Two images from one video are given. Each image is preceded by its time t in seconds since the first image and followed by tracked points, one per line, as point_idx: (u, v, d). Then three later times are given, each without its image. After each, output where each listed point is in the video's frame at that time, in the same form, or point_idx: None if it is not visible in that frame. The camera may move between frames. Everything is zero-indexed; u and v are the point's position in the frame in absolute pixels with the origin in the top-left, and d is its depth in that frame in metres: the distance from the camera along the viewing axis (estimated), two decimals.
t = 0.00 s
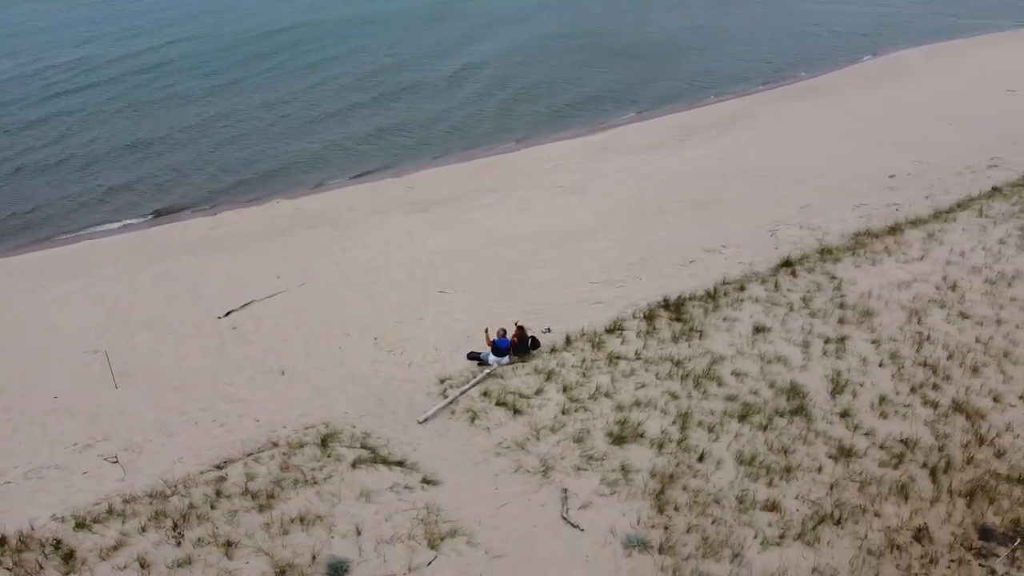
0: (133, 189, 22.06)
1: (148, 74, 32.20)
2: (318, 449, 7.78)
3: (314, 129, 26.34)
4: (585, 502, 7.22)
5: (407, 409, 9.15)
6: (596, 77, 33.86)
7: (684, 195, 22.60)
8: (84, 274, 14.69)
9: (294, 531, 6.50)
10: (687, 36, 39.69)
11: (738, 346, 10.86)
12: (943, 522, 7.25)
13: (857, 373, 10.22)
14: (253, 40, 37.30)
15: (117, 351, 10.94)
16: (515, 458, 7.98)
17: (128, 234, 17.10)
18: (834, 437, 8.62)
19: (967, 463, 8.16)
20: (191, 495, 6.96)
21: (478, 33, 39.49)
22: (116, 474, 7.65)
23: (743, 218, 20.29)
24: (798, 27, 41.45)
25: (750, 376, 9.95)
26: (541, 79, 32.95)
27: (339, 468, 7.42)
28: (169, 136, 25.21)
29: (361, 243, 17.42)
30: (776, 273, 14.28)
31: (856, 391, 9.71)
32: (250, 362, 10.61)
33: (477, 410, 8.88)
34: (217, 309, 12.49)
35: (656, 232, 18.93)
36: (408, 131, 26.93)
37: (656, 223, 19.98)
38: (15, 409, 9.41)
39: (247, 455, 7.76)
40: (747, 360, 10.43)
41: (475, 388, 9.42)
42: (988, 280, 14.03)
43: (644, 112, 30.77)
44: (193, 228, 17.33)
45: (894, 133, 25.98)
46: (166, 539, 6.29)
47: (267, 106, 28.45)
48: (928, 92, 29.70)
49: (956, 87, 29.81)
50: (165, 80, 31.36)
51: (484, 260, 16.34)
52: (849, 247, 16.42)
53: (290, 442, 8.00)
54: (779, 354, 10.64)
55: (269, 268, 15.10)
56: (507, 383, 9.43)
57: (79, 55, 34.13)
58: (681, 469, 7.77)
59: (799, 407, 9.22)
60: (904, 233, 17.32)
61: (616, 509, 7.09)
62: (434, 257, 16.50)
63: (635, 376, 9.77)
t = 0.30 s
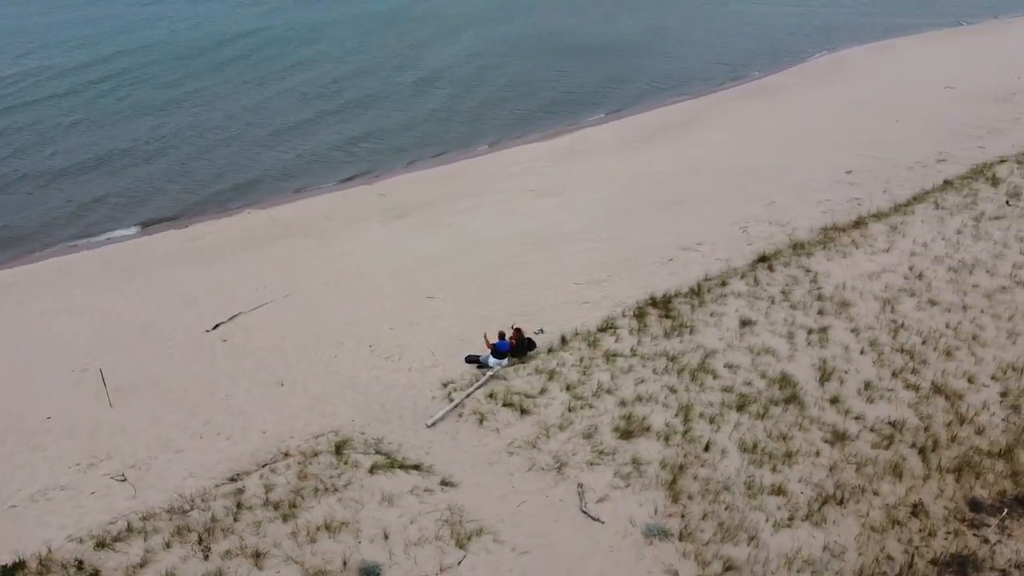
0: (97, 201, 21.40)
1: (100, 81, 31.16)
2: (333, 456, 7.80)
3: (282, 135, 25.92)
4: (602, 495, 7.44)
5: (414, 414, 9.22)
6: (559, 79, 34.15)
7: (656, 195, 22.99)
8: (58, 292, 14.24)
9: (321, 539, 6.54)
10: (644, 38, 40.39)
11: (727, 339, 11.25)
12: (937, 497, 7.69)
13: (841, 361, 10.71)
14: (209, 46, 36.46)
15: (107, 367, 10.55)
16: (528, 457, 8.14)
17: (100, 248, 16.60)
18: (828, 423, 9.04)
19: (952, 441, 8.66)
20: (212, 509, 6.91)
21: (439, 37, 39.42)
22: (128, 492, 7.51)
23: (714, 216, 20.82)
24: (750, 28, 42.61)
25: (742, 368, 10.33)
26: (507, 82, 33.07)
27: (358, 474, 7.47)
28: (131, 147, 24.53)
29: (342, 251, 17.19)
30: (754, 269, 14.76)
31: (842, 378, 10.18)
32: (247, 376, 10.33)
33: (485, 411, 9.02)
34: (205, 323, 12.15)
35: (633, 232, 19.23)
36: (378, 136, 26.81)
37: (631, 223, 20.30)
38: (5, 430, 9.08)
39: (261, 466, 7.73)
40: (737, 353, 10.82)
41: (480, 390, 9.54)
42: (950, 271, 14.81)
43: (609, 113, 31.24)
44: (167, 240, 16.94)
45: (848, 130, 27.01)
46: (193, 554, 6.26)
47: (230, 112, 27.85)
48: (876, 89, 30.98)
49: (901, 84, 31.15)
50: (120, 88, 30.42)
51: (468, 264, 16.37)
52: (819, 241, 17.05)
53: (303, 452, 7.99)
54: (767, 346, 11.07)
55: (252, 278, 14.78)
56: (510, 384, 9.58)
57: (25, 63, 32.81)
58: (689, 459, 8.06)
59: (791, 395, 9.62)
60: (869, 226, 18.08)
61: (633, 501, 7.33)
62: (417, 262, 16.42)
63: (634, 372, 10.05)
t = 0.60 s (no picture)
0: (44, 208, 20.40)
1: (34, 81, 29.60)
2: (340, 459, 7.80)
3: (239, 129, 25.05)
4: (609, 482, 7.68)
5: (412, 413, 9.26)
6: (509, 72, 34.10)
7: (617, 189, 23.14)
8: (17, 308, 13.62)
9: (341, 540, 6.58)
10: (590, 32, 40.62)
11: (707, 327, 11.66)
12: (916, 465, 8.23)
13: (815, 343, 11.25)
14: (149, 41, 35.00)
15: (87, 381, 10.24)
16: (532, 449, 8.31)
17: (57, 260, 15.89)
18: (809, 401, 9.52)
19: (924, 413, 9.27)
20: (226, 517, 6.88)
21: (388, 32, 38.74)
22: (132, 507, 7.36)
23: (675, 209, 21.20)
24: (692, 20, 43.41)
25: (723, 353, 10.75)
26: (459, 78, 32.80)
27: (369, 475, 7.51)
28: (75, 147, 23.39)
29: (315, 249, 16.80)
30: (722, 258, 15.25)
31: (818, 359, 10.70)
32: (235, 385, 10.19)
33: (484, 407, 9.14)
34: (182, 332, 11.90)
35: (599, 225, 19.33)
36: (339, 132, 25.99)
37: (596, 216, 20.42)
38: None
39: (268, 473, 7.69)
40: (718, 339, 11.23)
41: (476, 386, 9.64)
42: (902, 257, 15.64)
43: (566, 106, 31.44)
44: (128, 248, 16.37)
45: (792, 122, 27.91)
46: (214, 565, 6.22)
47: (176, 110, 26.80)
48: (813, 81, 32.10)
49: (840, 75, 32.42)
50: (54, 90, 28.86)
51: (442, 263, 16.15)
52: (779, 230, 17.67)
53: (307, 456, 7.98)
54: (744, 332, 11.52)
55: (224, 284, 14.42)
56: (505, 378, 9.71)
57: None
58: (687, 443, 8.39)
59: (773, 377, 10.07)
60: (824, 213, 18.87)
61: (639, 486, 7.60)
62: (388, 264, 16.07)
63: (622, 362, 10.33)
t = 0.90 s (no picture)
0: None
1: None
2: (352, 462, 7.85)
3: (195, 133, 24.38)
4: (617, 470, 7.96)
5: (414, 414, 9.33)
6: (461, 70, 33.86)
7: (583, 187, 23.12)
8: None
9: (366, 541, 6.67)
10: (540, 27, 40.50)
11: (688, 317, 12.07)
12: (898, 439, 8.80)
13: (791, 329, 11.80)
14: (88, 44, 33.64)
15: (72, 398, 9.98)
16: (538, 442, 8.52)
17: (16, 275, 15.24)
18: (793, 384, 10.01)
19: (898, 390, 9.87)
20: (246, 526, 6.89)
21: (337, 31, 37.93)
22: (143, 522, 7.29)
23: (640, 205, 21.47)
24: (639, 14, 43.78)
25: (708, 342, 11.17)
26: (413, 77, 32.37)
27: (384, 476, 7.59)
28: (22, 159, 22.43)
29: (292, 253, 16.52)
30: (694, 250, 15.71)
31: (796, 344, 11.24)
32: (228, 395, 10.06)
33: (485, 403, 9.29)
34: (166, 344, 11.62)
35: (571, 222, 19.30)
36: (300, 133, 25.39)
37: (565, 213, 20.44)
38: None
39: (280, 480, 7.70)
40: (701, 328, 11.67)
41: (475, 383, 9.76)
42: (863, 245, 16.43)
43: (527, 103, 31.56)
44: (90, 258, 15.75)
45: (742, 116, 28.57)
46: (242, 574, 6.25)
47: (124, 116, 25.87)
48: (758, 74, 32.86)
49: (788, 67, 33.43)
50: None
51: (421, 265, 15.80)
52: (744, 221, 18.25)
53: (318, 461, 8.00)
54: (725, 320, 11.99)
55: (199, 292, 14.10)
56: (503, 374, 9.87)
57: None
58: (685, 429, 8.74)
59: (756, 362, 10.55)
60: (784, 204, 19.62)
61: (645, 472, 7.90)
62: (365, 268, 15.65)
63: (613, 354, 10.63)
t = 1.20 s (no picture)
0: None
1: None
2: (367, 465, 7.93)
3: (153, 141, 23.72)
4: (624, 459, 8.25)
5: (418, 415, 9.43)
6: (416, 71, 33.26)
7: (549, 186, 22.87)
8: None
9: (392, 541, 6.79)
10: (488, 27, 40.09)
11: (672, 310, 12.47)
12: (880, 417, 9.37)
13: (770, 318, 12.32)
14: (27, 51, 32.24)
15: (62, 416, 9.73)
16: (544, 436, 8.74)
17: None
18: (778, 370, 10.49)
19: (874, 371, 10.47)
20: (269, 533, 6.91)
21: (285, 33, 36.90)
22: (159, 535, 7.24)
23: (607, 203, 21.42)
24: (585, 11, 43.70)
25: (693, 333, 11.58)
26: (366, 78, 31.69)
27: (400, 476, 7.70)
28: None
29: (272, 254, 16.09)
30: (668, 244, 16.14)
31: (775, 332, 11.76)
32: (223, 406, 9.91)
33: (488, 402, 9.45)
34: (152, 357, 11.31)
35: (541, 224, 19.22)
36: (262, 137, 24.92)
37: (535, 212, 20.38)
38: None
39: (295, 487, 7.72)
40: (685, 320, 12.08)
41: (475, 382, 9.91)
42: (826, 236, 17.16)
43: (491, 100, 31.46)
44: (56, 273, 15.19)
45: (697, 110, 29.03)
46: None
47: (72, 125, 24.87)
48: (705, 70, 33.26)
49: (739, 60, 34.17)
50: None
51: (399, 267, 15.41)
52: (711, 215, 18.79)
53: (330, 466, 8.04)
54: (707, 312, 12.42)
55: (176, 299, 13.78)
56: (502, 373, 10.05)
57: None
58: (683, 416, 9.10)
59: (741, 350, 11.00)
60: (747, 198, 20.30)
61: (651, 459, 8.22)
62: (343, 270, 15.24)
63: (606, 348, 10.92)
